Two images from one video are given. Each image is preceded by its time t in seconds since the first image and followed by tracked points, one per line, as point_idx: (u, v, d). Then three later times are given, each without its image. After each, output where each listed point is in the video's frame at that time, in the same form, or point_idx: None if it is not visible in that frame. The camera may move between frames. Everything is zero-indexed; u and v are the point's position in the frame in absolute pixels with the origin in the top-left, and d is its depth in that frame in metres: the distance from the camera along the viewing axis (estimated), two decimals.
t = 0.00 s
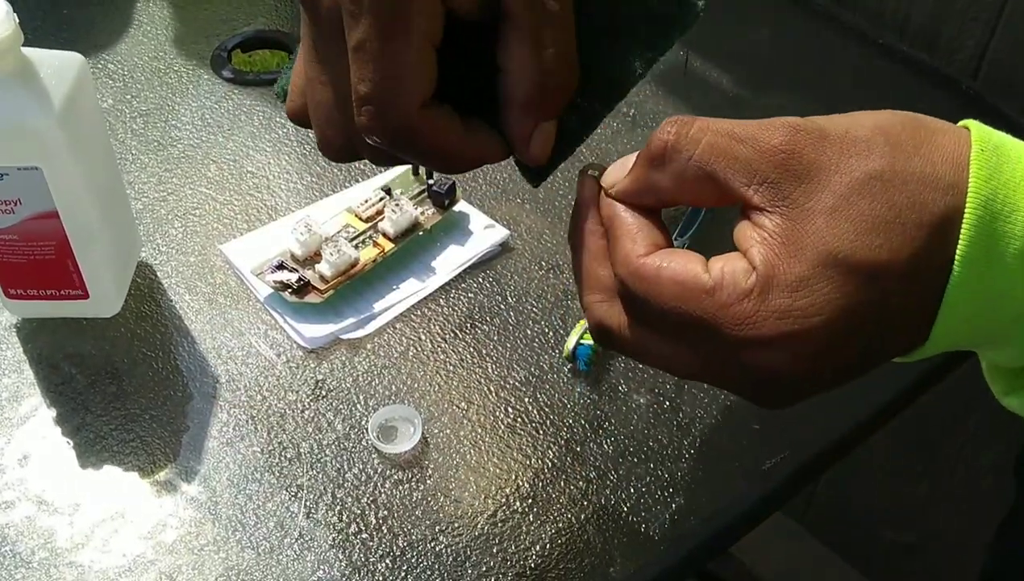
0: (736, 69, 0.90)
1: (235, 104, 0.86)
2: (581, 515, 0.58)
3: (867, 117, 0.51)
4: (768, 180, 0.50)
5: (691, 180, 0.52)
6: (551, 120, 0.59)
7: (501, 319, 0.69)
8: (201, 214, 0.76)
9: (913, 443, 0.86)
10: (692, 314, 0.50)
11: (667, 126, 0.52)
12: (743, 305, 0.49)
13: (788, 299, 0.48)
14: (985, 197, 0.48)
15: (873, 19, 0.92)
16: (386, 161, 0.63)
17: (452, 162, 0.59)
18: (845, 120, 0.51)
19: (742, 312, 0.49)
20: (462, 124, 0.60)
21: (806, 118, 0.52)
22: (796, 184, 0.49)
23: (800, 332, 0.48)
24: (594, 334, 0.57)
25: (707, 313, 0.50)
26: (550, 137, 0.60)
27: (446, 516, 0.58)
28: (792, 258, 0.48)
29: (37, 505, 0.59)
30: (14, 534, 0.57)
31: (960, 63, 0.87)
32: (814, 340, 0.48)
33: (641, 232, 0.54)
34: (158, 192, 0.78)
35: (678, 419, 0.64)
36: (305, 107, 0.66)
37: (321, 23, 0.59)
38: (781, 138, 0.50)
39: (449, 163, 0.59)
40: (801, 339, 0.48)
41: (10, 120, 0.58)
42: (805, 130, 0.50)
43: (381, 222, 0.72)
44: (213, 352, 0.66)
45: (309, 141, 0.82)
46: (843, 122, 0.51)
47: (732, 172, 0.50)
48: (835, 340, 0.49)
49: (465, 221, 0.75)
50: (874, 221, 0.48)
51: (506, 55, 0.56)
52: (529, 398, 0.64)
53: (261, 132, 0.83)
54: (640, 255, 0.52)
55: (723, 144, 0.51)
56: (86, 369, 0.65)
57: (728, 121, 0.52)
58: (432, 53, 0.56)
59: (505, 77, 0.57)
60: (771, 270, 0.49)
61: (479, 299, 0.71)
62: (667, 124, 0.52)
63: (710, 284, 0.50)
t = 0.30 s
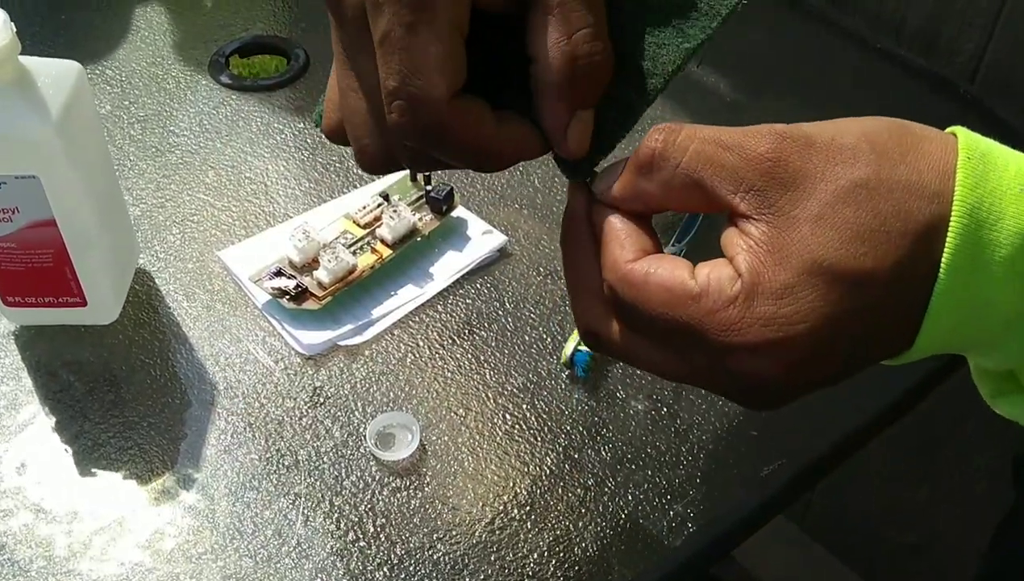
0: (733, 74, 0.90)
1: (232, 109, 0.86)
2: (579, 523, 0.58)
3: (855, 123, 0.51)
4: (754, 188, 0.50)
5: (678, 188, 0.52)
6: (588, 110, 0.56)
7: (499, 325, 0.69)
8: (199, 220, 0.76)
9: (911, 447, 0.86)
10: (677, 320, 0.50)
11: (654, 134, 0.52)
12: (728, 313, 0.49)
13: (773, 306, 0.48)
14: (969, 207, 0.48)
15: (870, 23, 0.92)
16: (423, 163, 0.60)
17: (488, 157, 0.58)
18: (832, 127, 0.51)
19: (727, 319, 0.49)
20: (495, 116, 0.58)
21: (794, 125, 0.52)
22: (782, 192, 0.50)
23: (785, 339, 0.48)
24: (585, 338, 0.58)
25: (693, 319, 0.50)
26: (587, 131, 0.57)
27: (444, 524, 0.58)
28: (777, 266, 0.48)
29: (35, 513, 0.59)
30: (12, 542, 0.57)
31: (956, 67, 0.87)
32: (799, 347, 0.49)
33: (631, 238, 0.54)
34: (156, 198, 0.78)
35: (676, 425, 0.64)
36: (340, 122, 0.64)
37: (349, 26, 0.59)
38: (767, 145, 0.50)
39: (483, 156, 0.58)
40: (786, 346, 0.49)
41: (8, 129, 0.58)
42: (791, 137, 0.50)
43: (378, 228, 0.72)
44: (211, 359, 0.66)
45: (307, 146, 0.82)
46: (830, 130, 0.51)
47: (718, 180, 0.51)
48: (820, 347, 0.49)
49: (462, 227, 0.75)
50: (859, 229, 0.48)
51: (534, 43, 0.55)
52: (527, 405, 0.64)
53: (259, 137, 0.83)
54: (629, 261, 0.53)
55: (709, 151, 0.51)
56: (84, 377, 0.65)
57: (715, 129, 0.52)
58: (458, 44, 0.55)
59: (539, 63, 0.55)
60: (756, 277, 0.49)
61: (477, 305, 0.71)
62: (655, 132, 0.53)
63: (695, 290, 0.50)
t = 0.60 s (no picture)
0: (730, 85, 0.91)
1: (234, 122, 0.86)
2: (577, 535, 0.59)
3: (846, 151, 0.52)
4: (749, 215, 0.51)
5: (674, 214, 0.53)
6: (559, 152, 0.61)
7: (498, 337, 0.70)
8: (201, 234, 0.77)
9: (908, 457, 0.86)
10: (674, 344, 0.51)
11: (651, 161, 0.53)
12: (725, 337, 0.50)
13: (768, 332, 0.49)
14: (959, 233, 0.49)
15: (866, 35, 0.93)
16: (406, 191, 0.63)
17: (468, 193, 0.61)
18: (825, 154, 0.52)
19: (723, 344, 0.50)
20: (475, 154, 0.61)
21: (788, 153, 0.52)
22: (776, 219, 0.50)
23: (780, 364, 0.49)
24: (584, 361, 0.58)
25: (690, 343, 0.50)
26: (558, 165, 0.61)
27: (443, 537, 0.59)
28: (773, 292, 0.49)
29: (39, 527, 0.59)
30: (17, 556, 0.58)
31: (952, 79, 0.88)
32: (794, 372, 0.49)
33: (629, 262, 0.55)
34: (158, 212, 0.78)
35: (674, 437, 0.65)
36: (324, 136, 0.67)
37: (348, 60, 0.61)
38: (761, 173, 0.51)
39: (467, 193, 0.61)
40: (781, 371, 0.49)
41: (13, 147, 0.59)
42: (784, 165, 0.51)
43: (379, 242, 0.73)
44: (213, 372, 0.67)
45: (309, 158, 0.83)
46: (823, 157, 0.51)
47: (714, 207, 0.51)
48: (814, 372, 0.49)
49: (462, 240, 0.76)
50: (851, 256, 0.48)
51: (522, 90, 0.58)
52: (526, 418, 0.65)
53: (260, 150, 0.84)
54: (627, 285, 0.53)
55: (705, 179, 0.51)
56: (88, 391, 0.66)
57: (710, 155, 0.52)
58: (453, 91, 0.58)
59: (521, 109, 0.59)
60: (752, 302, 0.49)
61: (476, 317, 0.71)
62: (652, 158, 0.53)
63: (692, 315, 0.50)
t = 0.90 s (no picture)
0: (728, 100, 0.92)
1: (236, 136, 0.87)
2: (578, 549, 0.59)
3: (846, 152, 0.52)
4: (747, 214, 0.51)
5: (672, 213, 0.54)
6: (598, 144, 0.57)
7: (499, 351, 0.71)
8: (203, 248, 0.77)
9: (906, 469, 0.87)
10: (669, 339, 0.51)
11: (649, 160, 0.54)
12: (719, 334, 0.50)
13: (763, 328, 0.49)
14: (956, 237, 0.49)
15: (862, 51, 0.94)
16: (442, 194, 0.61)
17: (496, 188, 0.58)
18: (824, 154, 0.52)
19: (718, 340, 0.50)
20: (508, 147, 0.59)
21: (787, 153, 0.53)
22: (774, 218, 0.51)
23: (775, 361, 0.50)
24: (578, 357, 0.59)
25: (684, 338, 0.51)
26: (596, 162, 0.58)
27: (445, 551, 0.59)
28: (769, 289, 0.50)
29: (44, 541, 0.60)
30: (22, 570, 0.58)
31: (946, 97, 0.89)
32: (788, 369, 0.50)
33: (625, 258, 0.56)
34: (161, 226, 0.79)
35: (673, 451, 0.65)
36: (358, 153, 0.65)
37: (368, 57, 0.60)
38: (760, 172, 0.51)
39: (497, 189, 0.58)
40: (776, 367, 0.50)
41: (19, 165, 0.60)
42: (783, 164, 0.51)
43: (380, 256, 0.73)
44: (216, 387, 0.67)
45: (310, 172, 0.84)
46: (822, 157, 0.52)
47: (712, 206, 0.52)
48: (808, 369, 0.50)
49: (462, 254, 0.77)
50: (849, 255, 0.49)
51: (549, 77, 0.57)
52: (527, 431, 0.66)
53: (262, 164, 0.84)
54: (623, 281, 0.54)
55: (704, 177, 0.52)
56: (92, 405, 0.66)
57: (709, 155, 0.53)
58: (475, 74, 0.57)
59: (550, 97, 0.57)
60: (748, 300, 0.50)
61: (477, 331, 0.72)
62: (650, 158, 0.54)
63: (688, 311, 0.51)
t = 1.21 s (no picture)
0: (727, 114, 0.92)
1: (235, 151, 0.87)
2: (579, 567, 0.59)
3: (848, 167, 0.53)
4: (751, 230, 0.51)
5: (675, 230, 0.53)
6: (540, 145, 0.61)
7: (499, 367, 0.70)
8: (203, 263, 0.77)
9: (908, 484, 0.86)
10: (675, 358, 0.51)
11: (652, 176, 0.53)
12: (725, 353, 0.50)
13: (769, 347, 0.49)
14: (962, 253, 0.49)
15: (860, 66, 0.94)
16: (384, 183, 0.65)
17: (441, 180, 0.62)
18: (827, 170, 0.52)
19: (724, 359, 0.50)
20: (450, 141, 0.62)
21: (790, 169, 0.53)
22: (779, 234, 0.50)
23: (781, 380, 0.49)
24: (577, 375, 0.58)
25: (690, 357, 0.51)
26: (537, 164, 0.62)
27: (445, 569, 0.59)
28: (775, 307, 0.49)
29: (42, 559, 0.59)
30: None
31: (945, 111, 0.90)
32: (794, 388, 0.50)
33: (627, 276, 0.55)
34: (161, 240, 0.79)
35: (674, 468, 0.65)
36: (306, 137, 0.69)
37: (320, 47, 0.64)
38: (764, 189, 0.51)
39: (435, 180, 0.62)
40: (782, 386, 0.50)
41: (19, 181, 0.60)
42: (787, 181, 0.51)
43: (380, 271, 0.73)
44: (215, 404, 0.67)
45: (310, 187, 0.84)
46: (826, 172, 0.52)
47: (716, 223, 0.52)
48: (814, 388, 0.50)
49: (462, 269, 0.77)
50: (855, 272, 0.49)
51: (501, 78, 0.60)
52: (527, 448, 0.65)
53: (261, 178, 0.84)
54: (625, 299, 0.53)
55: (708, 195, 0.52)
56: (90, 421, 0.66)
57: (712, 171, 0.53)
58: (425, 75, 0.60)
59: (499, 95, 0.61)
60: (754, 318, 0.50)
61: (477, 347, 0.72)
62: (652, 174, 0.53)
63: (694, 330, 0.51)
